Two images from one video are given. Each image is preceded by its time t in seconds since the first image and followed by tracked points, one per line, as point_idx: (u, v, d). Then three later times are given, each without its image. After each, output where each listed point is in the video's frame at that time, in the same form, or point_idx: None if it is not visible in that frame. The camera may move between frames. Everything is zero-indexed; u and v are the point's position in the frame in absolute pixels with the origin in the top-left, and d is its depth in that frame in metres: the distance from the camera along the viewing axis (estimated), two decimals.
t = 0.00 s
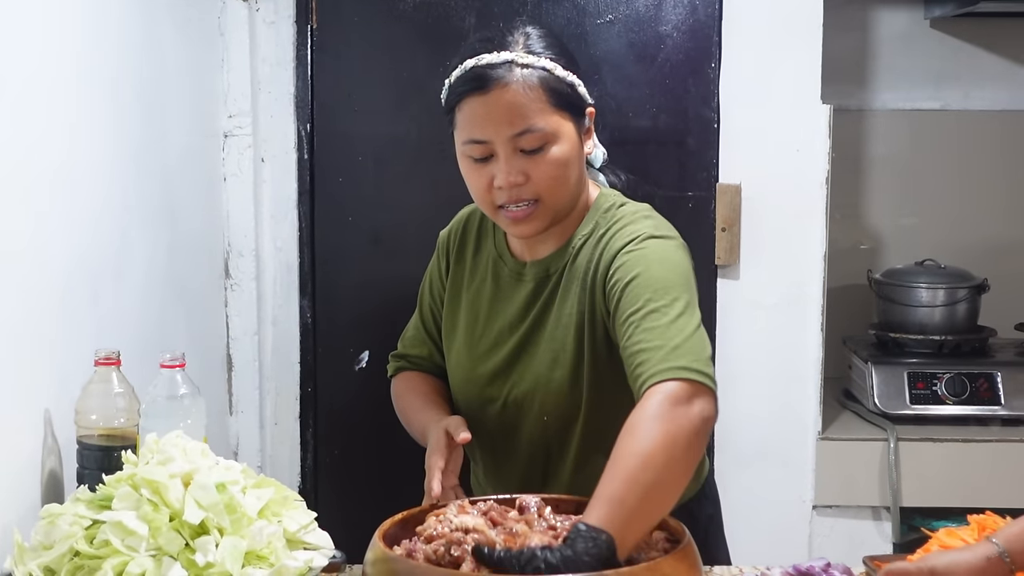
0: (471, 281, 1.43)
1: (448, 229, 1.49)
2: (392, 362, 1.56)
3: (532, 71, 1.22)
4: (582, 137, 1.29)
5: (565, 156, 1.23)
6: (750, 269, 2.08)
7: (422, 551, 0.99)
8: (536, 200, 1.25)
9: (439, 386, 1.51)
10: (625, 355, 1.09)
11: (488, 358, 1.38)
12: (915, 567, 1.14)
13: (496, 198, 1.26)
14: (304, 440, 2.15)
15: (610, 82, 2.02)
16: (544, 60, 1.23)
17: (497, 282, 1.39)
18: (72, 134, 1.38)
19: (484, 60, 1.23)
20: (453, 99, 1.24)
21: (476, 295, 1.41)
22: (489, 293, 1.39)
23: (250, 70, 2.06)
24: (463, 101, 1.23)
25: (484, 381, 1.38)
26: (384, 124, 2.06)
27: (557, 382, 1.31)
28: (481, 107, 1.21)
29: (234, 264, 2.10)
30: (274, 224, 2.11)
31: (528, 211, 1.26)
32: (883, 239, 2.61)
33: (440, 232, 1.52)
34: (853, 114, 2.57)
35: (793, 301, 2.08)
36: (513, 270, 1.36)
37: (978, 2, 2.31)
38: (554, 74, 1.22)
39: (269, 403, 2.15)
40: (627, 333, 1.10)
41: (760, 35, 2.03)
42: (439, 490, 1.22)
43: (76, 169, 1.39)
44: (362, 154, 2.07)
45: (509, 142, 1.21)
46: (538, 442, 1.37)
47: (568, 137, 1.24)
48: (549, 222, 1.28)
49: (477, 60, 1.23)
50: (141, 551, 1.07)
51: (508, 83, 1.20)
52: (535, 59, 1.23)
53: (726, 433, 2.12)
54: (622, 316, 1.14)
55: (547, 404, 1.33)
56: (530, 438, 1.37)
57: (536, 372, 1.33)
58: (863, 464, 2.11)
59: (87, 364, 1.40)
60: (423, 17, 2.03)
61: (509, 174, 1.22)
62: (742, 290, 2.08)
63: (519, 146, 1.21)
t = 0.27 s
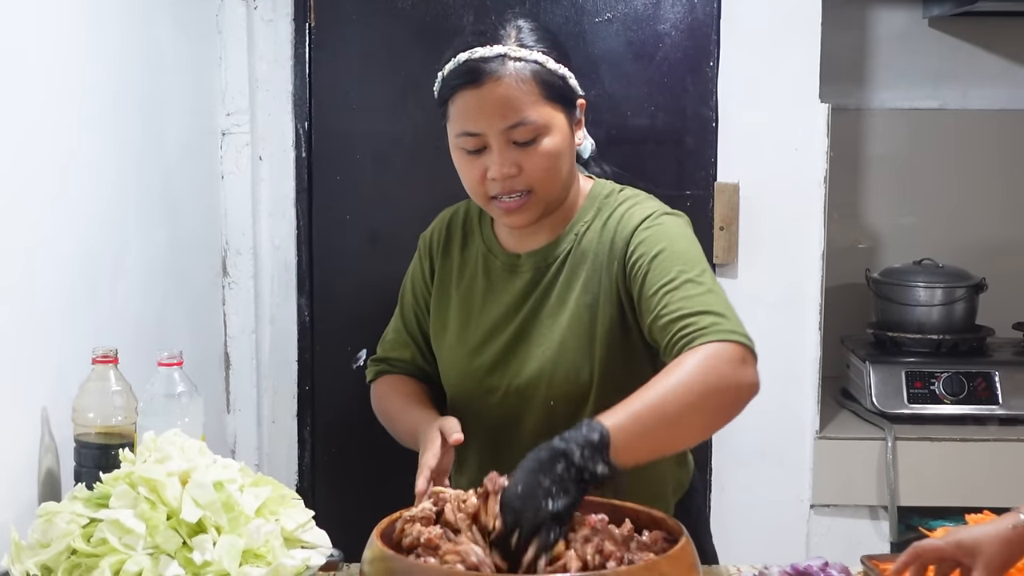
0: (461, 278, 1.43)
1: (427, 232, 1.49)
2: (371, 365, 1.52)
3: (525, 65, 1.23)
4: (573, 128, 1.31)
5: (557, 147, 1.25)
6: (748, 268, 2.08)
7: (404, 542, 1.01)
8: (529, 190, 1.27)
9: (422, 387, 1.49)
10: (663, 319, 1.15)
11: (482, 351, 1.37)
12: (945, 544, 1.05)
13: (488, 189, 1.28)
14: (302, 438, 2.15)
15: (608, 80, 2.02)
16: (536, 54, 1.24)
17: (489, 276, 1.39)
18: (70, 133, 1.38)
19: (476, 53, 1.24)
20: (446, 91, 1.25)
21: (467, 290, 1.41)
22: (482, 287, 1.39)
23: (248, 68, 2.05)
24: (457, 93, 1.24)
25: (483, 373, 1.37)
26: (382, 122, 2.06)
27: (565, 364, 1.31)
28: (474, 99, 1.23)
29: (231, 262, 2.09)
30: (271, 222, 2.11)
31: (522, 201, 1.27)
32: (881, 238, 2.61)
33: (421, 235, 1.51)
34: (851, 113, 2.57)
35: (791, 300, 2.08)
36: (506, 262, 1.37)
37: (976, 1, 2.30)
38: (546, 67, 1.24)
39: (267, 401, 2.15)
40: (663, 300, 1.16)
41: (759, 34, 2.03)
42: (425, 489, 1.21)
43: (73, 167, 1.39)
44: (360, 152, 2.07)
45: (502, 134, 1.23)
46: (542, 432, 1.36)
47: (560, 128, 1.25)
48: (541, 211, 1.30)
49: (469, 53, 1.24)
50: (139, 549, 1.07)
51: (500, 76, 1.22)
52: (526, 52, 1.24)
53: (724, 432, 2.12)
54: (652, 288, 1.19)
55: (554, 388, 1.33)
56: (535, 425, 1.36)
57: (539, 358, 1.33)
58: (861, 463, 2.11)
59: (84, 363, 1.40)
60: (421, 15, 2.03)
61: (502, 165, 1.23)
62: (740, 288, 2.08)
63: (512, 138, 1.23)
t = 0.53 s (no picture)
0: (429, 276, 1.43)
1: (390, 234, 1.48)
2: (345, 384, 1.49)
3: (496, 56, 1.27)
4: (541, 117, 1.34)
5: (528, 136, 1.28)
6: (745, 267, 2.08)
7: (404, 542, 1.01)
8: (503, 179, 1.28)
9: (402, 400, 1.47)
10: (658, 315, 1.24)
11: (455, 344, 1.38)
12: (964, 548, 1.07)
13: (462, 178, 1.29)
14: (299, 436, 2.15)
15: (605, 78, 2.02)
16: (505, 46, 1.28)
17: (458, 270, 1.40)
18: (65, 131, 1.37)
19: (447, 46, 1.27)
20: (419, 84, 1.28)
21: (438, 285, 1.41)
22: (452, 281, 1.40)
23: (245, 65, 2.05)
24: (430, 85, 1.27)
25: (460, 365, 1.37)
26: (379, 120, 2.06)
27: (544, 348, 1.33)
28: (447, 90, 1.25)
29: (228, 260, 2.09)
30: (267, 220, 2.11)
31: (496, 190, 1.29)
32: (878, 237, 2.61)
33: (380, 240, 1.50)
34: (848, 112, 2.57)
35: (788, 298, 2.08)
36: (475, 256, 1.38)
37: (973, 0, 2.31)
38: (515, 58, 1.28)
39: (263, 400, 2.15)
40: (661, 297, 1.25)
41: (756, 33, 2.03)
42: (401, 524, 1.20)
43: (69, 165, 1.38)
44: (357, 150, 2.07)
45: (477, 123, 1.25)
46: (524, 420, 1.37)
47: (531, 118, 1.29)
48: (514, 199, 1.32)
49: (440, 47, 1.27)
50: (135, 547, 1.07)
51: (472, 67, 1.25)
52: (496, 44, 1.28)
53: (721, 430, 2.12)
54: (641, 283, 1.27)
55: (535, 373, 1.33)
56: (517, 412, 1.37)
57: (515, 345, 1.34)
58: (857, 462, 2.12)
59: (80, 361, 1.40)
60: (419, 13, 2.02)
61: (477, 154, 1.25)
62: (737, 287, 2.08)
63: (485, 127, 1.25)
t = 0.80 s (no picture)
0: (421, 275, 1.42)
1: (385, 233, 1.47)
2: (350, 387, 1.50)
3: (478, 55, 1.25)
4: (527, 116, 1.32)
5: (513, 135, 1.26)
6: (743, 266, 2.08)
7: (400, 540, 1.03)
8: (489, 178, 1.27)
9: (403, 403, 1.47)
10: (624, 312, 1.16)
11: (446, 344, 1.37)
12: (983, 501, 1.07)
13: (449, 178, 1.27)
14: (297, 435, 2.15)
15: (603, 77, 2.02)
16: (488, 44, 1.26)
17: (449, 270, 1.39)
18: (62, 130, 1.37)
19: (430, 47, 1.25)
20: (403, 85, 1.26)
21: (429, 286, 1.41)
22: (443, 281, 1.39)
23: (243, 64, 2.05)
24: (414, 85, 1.25)
25: (449, 366, 1.37)
26: (377, 119, 2.06)
27: (530, 349, 1.32)
28: (430, 90, 1.24)
29: (226, 259, 2.09)
30: (266, 218, 2.11)
31: (483, 189, 1.27)
32: (875, 236, 2.61)
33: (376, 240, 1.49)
34: (846, 111, 2.57)
35: (786, 297, 2.08)
36: (466, 256, 1.37)
37: None
38: (498, 56, 1.25)
39: (261, 398, 2.15)
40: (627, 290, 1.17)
41: (754, 32, 2.03)
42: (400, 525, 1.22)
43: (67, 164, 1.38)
44: (355, 149, 2.07)
45: (461, 122, 1.23)
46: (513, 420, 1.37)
47: (516, 116, 1.26)
48: (501, 198, 1.30)
49: (423, 47, 1.26)
50: (132, 546, 1.07)
51: (454, 66, 1.23)
52: (479, 43, 1.26)
53: (718, 429, 2.12)
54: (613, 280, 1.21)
55: (521, 373, 1.33)
56: (506, 412, 1.36)
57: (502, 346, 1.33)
58: (855, 461, 2.12)
59: (77, 360, 1.40)
60: (417, 12, 2.02)
61: (462, 153, 1.23)
62: (735, 286, 2.08)
63: (469, 126, 1.24)
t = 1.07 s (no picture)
0: (444, 274, 1.44)
1: (411, 233, 1.50)
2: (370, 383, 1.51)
3: (489, 54, 1.26)
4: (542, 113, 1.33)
5: (524, 134, 1.27)
6: (742, 265, 2.08)
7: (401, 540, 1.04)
8: (503, 177, 1.28)
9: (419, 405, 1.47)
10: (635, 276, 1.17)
11: (465, 340, 1.39)
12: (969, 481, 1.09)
13: (464, 178, 1.29)
14: (296, 434, 2.15)
15: (602, 77, 2.02)
16: (499, 44, 1.27)
17: (470, 268, 1.41)
18: (60, 128, 1.37)
19: (441, 49, 1.27)
20: (416, 86, 1.28)
21: (451, 282, 1.43)
22: (463, 279, 1.41)
23: (242, 64, 2.05)
24: (426, 86, 1.27)
25: (468, 362, 1.38)
26: (376, 119, 2.06)
27: (546, 340, 1.32)
28: (442, 91, 1.26)
29: (225, 258, 2.09)
30: (265, 218, 2.11)
31: (498, 188, 1.28)
32: (874, 236, 2.61)
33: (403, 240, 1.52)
34: (845, 110, 2.57)
35: (785, 297, 2.09)
36: (487, 251, 1.39)
37: None
38: (509, 56, 1.27)
39: (260, 398, 2.15)
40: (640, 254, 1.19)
41: (753, 31, 2.03)
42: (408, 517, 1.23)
43: (66, 163, 1.38)
44: (354, 148, 2.07)
45: (472, 122, 1.25)
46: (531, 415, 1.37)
47: (528, 114, 1.28)
48: (517, 197, 1.31)
49: (435, 48, 1.28)
50: (131, 545, 1.07)
51: (465, 67, 1.25)
52: (490, 43, 1.27)
53: (717, 428, 2.13)
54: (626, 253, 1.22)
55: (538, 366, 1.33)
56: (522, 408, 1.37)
57: (517, 340, 1.34)
58: (853, 460, 2.12)
59: (77, 359, 1.40)
60: (416, 11, 2.02)
61: (474, 153, 1.25)
62: (733, 286, 2.09)
63: (481, 126, 1.25)
